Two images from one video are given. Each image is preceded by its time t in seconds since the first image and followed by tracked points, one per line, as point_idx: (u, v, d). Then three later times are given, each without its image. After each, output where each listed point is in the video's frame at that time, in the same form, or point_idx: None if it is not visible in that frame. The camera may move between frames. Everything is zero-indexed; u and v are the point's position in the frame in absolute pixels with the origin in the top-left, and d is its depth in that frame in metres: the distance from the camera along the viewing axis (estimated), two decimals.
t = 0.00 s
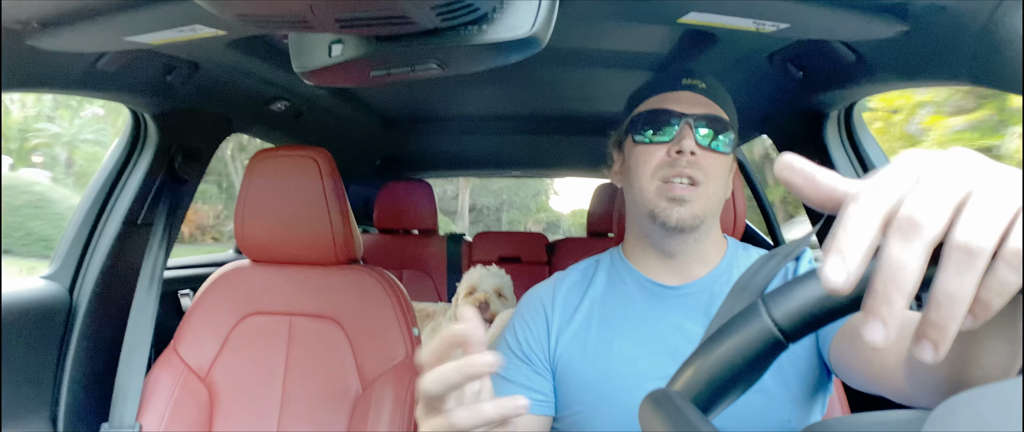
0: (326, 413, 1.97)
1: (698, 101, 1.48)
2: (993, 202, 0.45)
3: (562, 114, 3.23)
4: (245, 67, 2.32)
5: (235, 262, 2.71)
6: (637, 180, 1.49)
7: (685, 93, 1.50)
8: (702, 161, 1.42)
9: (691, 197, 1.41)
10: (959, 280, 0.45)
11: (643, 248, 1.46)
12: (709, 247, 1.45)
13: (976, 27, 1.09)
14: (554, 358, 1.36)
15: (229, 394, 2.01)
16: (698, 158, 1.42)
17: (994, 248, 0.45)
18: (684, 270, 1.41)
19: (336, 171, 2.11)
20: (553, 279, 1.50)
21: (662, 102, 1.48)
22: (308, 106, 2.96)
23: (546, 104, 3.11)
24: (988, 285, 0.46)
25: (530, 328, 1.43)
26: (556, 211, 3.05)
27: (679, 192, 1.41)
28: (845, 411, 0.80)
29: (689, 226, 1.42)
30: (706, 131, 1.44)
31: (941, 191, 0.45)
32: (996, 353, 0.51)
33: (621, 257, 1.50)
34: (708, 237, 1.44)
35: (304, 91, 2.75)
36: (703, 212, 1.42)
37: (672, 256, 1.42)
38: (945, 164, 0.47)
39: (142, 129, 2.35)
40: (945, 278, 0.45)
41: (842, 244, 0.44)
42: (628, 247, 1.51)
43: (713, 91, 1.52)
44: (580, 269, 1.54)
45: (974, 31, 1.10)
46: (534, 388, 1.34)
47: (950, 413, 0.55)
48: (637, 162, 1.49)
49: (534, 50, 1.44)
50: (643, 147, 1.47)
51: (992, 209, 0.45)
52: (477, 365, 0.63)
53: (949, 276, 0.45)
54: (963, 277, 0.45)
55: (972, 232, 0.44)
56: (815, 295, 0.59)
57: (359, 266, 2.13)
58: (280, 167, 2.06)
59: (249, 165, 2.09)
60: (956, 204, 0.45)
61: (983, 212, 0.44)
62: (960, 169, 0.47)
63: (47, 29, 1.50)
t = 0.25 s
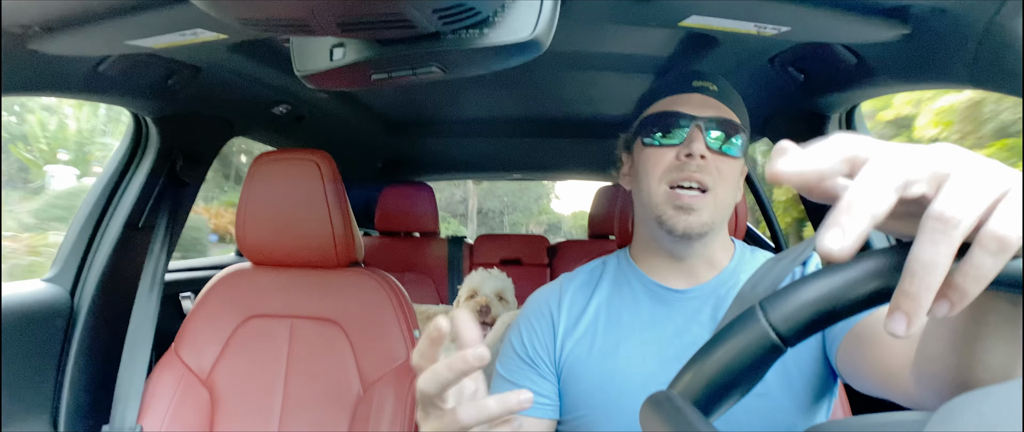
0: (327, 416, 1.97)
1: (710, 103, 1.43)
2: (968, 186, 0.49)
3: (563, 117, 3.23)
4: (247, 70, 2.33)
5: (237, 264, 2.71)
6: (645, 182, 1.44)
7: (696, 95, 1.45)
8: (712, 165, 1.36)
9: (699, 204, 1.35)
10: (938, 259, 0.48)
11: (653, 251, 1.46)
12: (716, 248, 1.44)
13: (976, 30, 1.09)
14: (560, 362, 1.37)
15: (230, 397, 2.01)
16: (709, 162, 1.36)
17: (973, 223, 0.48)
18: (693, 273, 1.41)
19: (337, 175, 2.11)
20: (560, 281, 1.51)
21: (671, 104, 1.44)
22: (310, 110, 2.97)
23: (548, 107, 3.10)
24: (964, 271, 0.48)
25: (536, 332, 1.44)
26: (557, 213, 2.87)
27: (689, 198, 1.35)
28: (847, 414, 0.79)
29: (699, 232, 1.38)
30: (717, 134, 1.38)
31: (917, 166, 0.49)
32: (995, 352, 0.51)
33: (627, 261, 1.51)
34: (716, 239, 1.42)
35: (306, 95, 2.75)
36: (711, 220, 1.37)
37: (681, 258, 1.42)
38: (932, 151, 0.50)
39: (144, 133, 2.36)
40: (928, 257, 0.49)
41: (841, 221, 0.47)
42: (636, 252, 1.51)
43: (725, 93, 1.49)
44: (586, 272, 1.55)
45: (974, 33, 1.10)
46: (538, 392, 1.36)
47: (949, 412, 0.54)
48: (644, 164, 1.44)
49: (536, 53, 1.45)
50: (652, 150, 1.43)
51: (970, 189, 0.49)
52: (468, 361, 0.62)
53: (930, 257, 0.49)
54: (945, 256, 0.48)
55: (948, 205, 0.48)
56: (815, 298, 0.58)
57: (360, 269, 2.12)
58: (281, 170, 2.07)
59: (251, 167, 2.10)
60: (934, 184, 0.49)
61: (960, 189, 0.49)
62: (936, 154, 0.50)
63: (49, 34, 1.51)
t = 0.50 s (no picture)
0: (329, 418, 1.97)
1: (714, 107, 1.40)
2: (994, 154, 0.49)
3: (564, 119, 3.23)
4: (250, 72, 2.33)
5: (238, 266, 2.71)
6: (648, 185, 1.41)
7: (701, 98, 1.42)
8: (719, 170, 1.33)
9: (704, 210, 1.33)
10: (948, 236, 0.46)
11: (654, 253, 1.45)
12: (721, 250, 1.43)
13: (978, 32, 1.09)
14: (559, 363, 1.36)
15: (232, 399, 2.01)
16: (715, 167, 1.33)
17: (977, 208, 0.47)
18: (695, 276, 1.40)
19: (339, 176, 2.11)
20: (560, 283, 1.50)
21: (676, 107, 1.41)
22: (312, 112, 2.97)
23: (550, 110, 3.11)
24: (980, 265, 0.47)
25: (536, 333, 1.43)
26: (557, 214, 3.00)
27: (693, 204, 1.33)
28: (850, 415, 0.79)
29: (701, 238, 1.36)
30: (723, 137, 1.35)
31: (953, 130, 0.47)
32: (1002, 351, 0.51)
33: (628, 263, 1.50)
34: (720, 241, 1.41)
35: (307, 97, 2.76)
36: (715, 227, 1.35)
37: (683, 261, 1.41)
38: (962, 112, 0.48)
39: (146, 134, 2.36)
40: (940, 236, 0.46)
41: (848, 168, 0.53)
42: (637, 254, 1.51)
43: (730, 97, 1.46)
44: (587, 273, 1.54)
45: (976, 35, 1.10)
46: (537, 394, 1.36)
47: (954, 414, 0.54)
48: (648, 166, 1.41)
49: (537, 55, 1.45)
50: (656, 152, 1.40)
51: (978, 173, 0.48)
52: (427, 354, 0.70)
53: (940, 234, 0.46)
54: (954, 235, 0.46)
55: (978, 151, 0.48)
56: (818, 303, 0.59)
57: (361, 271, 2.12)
58: (283, 171, 2.07)
59: (253, 169, 2.10)
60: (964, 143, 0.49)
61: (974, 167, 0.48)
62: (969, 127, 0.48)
63: (52, 35, 1.51)
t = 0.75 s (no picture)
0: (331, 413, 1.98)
1: (705, 101, 1.44)
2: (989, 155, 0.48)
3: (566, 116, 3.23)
4: (251, 68, 2.33)
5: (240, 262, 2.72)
6: (642, 180, 1.43)
7: (692, 93, 1.46)
8: (709, 160, 1.34)
9: (697, 194, 1.32)
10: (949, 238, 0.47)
11: (650, 247, 1.46)
12: (721, 241, 1.43)
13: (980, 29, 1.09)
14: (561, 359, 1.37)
15: (234, 394, 2.02)
16: (704, 158, 1.34)
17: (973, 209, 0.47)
18: (694, 268, 1.41)
19: (340, 172, 2.11)
20: (561, 278, 1.51)
21: (669, 103, 1.45)
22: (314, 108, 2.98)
23: (552, 106, 3.11)
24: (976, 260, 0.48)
25: (537, 328, 1.43)
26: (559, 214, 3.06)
27: (686, 188, 1.33)
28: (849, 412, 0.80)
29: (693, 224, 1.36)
30: (714, 132, 1.38)
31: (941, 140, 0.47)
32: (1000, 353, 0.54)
33: (629, 258, 1.51)
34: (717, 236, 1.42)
35: (309, 93, 2.76)
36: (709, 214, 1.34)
37: (682, 255, 1.41)
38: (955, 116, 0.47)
39: (147, 130, 2.36)
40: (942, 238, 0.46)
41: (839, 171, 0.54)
42: (637, 249, 1.51)
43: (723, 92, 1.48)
44: (589, 269, 1.55)
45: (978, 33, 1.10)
46: (539, 390, 1.36)
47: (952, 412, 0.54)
48: (642, 162, 1.43)
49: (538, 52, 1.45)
50: (649, 148, 1.41)
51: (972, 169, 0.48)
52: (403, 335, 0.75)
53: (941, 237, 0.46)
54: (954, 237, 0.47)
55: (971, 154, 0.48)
56: (820, 301, 0.59)
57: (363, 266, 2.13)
58: (285, 168, 2.07)
59: (254, 165, 2.10)
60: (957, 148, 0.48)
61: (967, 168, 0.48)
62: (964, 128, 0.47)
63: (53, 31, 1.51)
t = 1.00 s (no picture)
0: (331, 415, 1.97)
1: (692, 106, 1.42)
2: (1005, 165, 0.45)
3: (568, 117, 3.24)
4: (253, 68, 2.34)
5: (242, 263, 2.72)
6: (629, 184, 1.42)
7: (681, 97, 1.44)
8: (692, 167, 1.32)
9: (677, 202, 1.26)
10: (962, 255, 0.47)
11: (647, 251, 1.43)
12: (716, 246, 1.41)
13: (984, 31, 1.08)
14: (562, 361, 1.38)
15: (235, 395, 2.02)
16: (687, 164, 1.33)
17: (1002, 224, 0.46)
18: (689, 272, 1.35)
19: (343, 173, 2.12)
20: (561, 281, 1.53)
21: (659, 107, 1.45)
22: (316, 108, 2.98)
23: (555, 106, 3.10)
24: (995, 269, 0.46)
25: (539, 332, 1.45)
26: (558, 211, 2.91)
27: (665, 196, 1.27)
28: (851, 415, 0.79)
29: (678, 229, 1.27)
30: (706, 135, 1.37)
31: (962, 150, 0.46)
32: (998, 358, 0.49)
33: (628, 261, 1.52)
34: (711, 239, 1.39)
35: (311, 94, 2.76)
36: (691, 221, 1.27)
37: (677, 261, 1.36)
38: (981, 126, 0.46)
39: (150, 130, 2.36)
40: (952, 252, 0.47)
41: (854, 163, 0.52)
42: (637, 252, 1.50)
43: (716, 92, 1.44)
44: (588, 272, 1.58)
45: (982, 34, 1.09)
46: (541, 392, 1.39)
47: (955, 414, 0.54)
48: (631, 166, 1.44)
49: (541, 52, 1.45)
50: (639, 152, 1.43)
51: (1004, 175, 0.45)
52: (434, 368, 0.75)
53: (951, 251, 0.47)
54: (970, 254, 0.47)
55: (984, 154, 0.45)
56: (819, 303, 0.59)
57: (365, 267, 2.13)
58: (285, 168, 2.07)
59: (257, 165, 2.10)
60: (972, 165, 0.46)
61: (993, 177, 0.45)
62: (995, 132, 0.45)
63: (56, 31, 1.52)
